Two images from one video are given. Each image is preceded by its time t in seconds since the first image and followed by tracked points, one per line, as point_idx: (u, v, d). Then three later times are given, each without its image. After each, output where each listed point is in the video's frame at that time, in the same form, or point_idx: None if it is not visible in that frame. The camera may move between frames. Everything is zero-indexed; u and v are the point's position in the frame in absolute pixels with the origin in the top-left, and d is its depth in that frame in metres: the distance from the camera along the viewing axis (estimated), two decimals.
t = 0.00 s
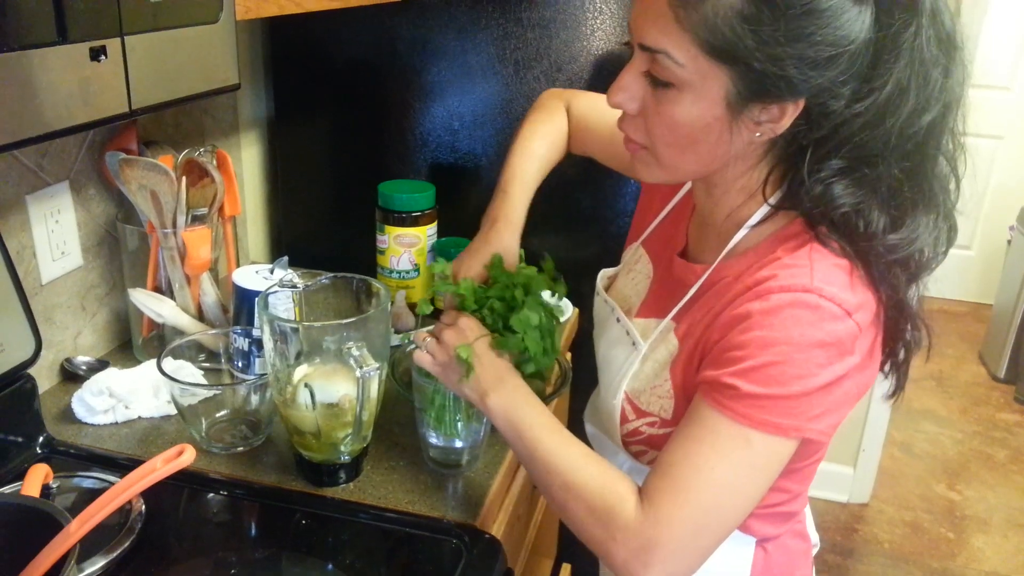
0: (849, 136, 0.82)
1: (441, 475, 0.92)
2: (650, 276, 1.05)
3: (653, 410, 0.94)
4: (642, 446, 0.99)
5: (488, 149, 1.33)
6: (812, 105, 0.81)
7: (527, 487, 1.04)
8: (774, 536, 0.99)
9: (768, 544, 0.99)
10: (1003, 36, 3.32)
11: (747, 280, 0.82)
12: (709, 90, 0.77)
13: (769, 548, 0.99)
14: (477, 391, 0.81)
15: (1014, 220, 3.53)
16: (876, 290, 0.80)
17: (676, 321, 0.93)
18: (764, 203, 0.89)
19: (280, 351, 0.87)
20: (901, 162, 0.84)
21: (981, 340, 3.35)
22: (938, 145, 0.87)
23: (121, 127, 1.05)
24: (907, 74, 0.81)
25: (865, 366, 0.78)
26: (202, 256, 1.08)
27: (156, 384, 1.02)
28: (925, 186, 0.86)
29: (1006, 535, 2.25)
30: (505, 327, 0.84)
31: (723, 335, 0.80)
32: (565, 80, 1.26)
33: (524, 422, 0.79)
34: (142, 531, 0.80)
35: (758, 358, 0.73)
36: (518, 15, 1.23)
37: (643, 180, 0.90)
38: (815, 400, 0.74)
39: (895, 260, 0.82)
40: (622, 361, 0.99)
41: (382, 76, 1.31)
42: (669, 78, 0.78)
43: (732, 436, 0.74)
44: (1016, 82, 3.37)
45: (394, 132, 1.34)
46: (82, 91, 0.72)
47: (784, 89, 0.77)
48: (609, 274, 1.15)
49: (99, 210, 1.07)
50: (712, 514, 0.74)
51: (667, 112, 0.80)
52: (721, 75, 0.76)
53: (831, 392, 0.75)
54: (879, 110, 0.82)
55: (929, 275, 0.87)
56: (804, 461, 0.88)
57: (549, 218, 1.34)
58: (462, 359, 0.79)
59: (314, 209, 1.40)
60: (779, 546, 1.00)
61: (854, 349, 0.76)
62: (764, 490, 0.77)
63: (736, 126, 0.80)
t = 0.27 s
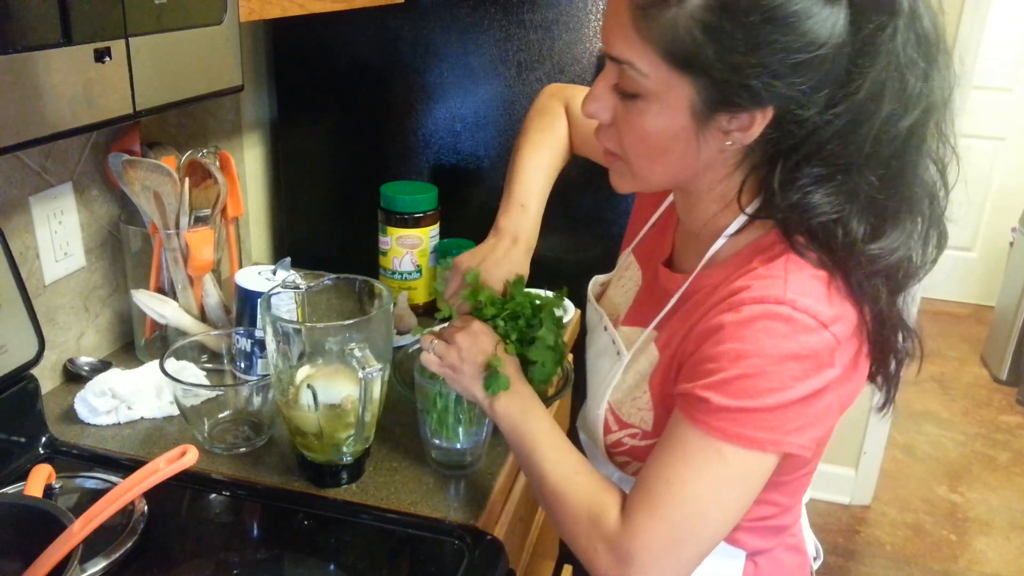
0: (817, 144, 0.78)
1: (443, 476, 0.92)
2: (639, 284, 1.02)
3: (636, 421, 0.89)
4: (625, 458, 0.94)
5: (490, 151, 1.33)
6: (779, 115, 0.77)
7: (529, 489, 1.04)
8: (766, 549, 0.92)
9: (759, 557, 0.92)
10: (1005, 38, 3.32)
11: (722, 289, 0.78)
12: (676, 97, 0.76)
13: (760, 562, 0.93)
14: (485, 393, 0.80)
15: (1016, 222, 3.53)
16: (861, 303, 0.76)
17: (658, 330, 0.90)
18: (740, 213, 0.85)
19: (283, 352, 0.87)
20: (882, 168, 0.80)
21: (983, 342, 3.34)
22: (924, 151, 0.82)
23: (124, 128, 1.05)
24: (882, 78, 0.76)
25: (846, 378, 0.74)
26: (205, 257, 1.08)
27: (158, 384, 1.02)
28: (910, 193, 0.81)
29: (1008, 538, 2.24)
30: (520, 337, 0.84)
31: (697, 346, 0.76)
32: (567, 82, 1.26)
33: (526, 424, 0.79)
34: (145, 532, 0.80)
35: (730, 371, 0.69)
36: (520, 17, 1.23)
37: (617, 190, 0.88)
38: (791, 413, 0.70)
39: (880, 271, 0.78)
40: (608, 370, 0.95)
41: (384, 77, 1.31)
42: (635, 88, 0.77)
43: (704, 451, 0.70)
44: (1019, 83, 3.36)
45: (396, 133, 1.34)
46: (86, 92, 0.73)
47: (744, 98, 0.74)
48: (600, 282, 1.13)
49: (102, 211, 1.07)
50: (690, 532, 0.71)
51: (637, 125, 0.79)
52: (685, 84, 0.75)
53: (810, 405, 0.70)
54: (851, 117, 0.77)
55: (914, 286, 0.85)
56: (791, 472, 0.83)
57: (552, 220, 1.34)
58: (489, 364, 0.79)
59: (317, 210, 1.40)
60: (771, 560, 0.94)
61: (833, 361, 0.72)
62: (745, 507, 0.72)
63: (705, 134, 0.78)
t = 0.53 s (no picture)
0: (787, 147, 0.74)
1: (441, 475, 0.92)
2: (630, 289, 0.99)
3: (627, 429, 0.87)
4: (618, 465, 0.92)
5: (488, 151, 1.33)
6: (743, 119, 0.73)
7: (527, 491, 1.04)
8: (762, 558, 0.92)
9: (756, 566, 0.92)
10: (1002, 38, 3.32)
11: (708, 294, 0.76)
12: (640, 109, 0.73)
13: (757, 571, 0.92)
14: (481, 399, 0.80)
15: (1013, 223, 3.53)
16: (849, 307, 0.74)
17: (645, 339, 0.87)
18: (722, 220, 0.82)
19: (281, 352, 0.87)
20: (856, 165, 0.76)
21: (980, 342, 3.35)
22: (899, 144, 0.78)
23: (122, 128, 1.05)
24: (847, 72, 0.72)
25: (835, 383, 0.73)
26: (202, 257, 1.08)
27: (156, 384, 1.02)
28: (888, 188, 0.77)
29: (1004, 537, 2.25)
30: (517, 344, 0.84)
31: (683, 352, 0.75)
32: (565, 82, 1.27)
33: (525, 423, 0.79)
34: (143, 532, 0.80)
35: (716, 377, 0.68)
36: (518, 17, 1.24)
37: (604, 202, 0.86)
38: (780, 418, 0.68)
39: (858, 270, 0.76)
40: (598, 378, 0.92)
41: (383, 77, 1.31)
42: (599, 100, 0.75)
43: (693, 458, 0.69)
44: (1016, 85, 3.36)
45: (394, 133, 1.34)
46: (85, 92, 0.73)
47: (706, 105, 0.71)
48: (594, 285, 1.10)
49: (100, 211, 1.07)
50: (681, 538, 0.69)
51: (605, 134, 0.77)
52: (643, 94, 0.72)
53: (799, 410, 0.69)
54: (817, 115, 0.73)
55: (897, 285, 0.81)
56: (784, 479, 0.82)
57: (550, 220, 1.34)
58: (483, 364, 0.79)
59: (315, 210, 1.40)
60: (768, 569, 0.93)
61: (821, 366, 0.70)
62: (736, 515, 0.71)
63: (670, 139, 0.75)
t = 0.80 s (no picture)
0: (770, 144, 0.74)
1: (441, 476, 0.93)
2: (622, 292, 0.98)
3: (627, 434, 0.86)
4: (620, 469, 0.91)
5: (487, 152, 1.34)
6: (722, 117, 0.73)
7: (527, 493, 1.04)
8: (769, 557, 0.92)
9: (764, 566, 0.92)
10: (1000, 40, 3.32)
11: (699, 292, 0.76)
12: (616, 114, 0.74)
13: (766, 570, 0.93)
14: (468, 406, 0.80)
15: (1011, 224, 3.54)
16: (840, 300, 0.73)
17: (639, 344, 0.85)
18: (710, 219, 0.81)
19: (280, 353, 0.87)
20: (835, 157, 0.76)
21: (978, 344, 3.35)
22: (879, 136, 0.78)
23: (123, 129, 1.06)
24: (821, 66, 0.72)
25: (831, 376, 0.72)
26: (202, 259, 1.08)
27: (156, 385, 1.02)
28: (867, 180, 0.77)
29: (1003, 539, 2.25)
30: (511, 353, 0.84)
31: (677, 351, 0.74)
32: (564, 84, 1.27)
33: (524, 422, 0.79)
34: (142, 533, 0.80)
35: (712, 373, 0.67)
36: (517, 19, 1.24)
37: (595, 207, 0.87)
38: (778, 412, 0.67)
39: (847, 262, 0.76)
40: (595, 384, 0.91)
41: (382, 79, 1.32)
42: (577, 108, 0.76)
43: (690, 455, 0.68)
44: (1014, 86, 3.37)
45: (393, 135, 1.35)
46: (86, 93, 0.73)
47: (682, 105, 0.71)
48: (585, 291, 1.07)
49: (99, 212, 1.07)
50: (681, 538, 0.68)
51: (586, 140, 0.78)
52: (622, 98, 0.73)
53: (796, 404, 0.68)
54: (791, 110, 0.73)
55: (885, 273, 0.82)
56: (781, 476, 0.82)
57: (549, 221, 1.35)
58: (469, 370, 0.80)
59: (314, 211, 1.40)
60: (777, 569, 0.94)
61: (815, 360, 0.70)
62: (735, 512, 0.70)
63: (649, 143, 0.75)
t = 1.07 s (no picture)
0: (753, 133, 0.74)
1: (441, 476, 0.93)
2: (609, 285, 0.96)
3: (627, 423, 0.85)
4: (619, 461, 0.89)
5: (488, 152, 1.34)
6: (704, 108, 0.74)
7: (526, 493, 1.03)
8: (761, 542, 0.92)
9: (757, 550, 0.93)
10: (999, 43, 3.33)
11: (699, 279, 0.76)
12: (602, 112, 0.75)
13: (759, 555, 0.93)
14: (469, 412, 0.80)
15: (1011, 226, 3.54)
16: (831, 279, 0.74)
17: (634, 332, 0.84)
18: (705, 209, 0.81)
19: (281, 353, 0.88)
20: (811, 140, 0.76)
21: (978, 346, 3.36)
22: (858, 120, 0.78)
23: (124, 128, 1.06)
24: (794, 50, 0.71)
25: (829, 356, 0.73)
26: (202, 258, 1.08)
27: (156, 385, 1.02)
28: (844, 162, 0.77)
29: (1003, 541, 2.25)
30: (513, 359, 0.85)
31: (681, 337, 0.74)
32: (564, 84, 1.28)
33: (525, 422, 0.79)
34: (142, 533, 0.80)
35: (720, 355, 0.68)
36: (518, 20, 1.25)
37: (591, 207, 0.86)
38: (785, 391, 0.68)
39: (835, 239, 0.76)
40: (587, 377, 0.89)
41: (383, 79, 1.31)
42: (565, 112, 0.77)
43: (699, 437, 0.68)
44: (1014, 89, 3.37)
45: (394, 135, 1.35)
46: (88, 93, 0.73)
47: (664, 100, 0.72)
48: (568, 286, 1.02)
49: (100, 212, 1.07)
50: (696, 522, 0.68)
51: (575, 141, 0.78)
52: (605, 97, 0.74)
53: (800, 382, 0.69)
54: (767, 98, 0.73)
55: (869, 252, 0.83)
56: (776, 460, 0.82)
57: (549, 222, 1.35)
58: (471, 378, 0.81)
59: (315, 212, 1.40)
60: (767, 552, 0.94)
61: (816, 339, 0.71)
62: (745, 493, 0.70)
63: (635, 139, 0.76)
